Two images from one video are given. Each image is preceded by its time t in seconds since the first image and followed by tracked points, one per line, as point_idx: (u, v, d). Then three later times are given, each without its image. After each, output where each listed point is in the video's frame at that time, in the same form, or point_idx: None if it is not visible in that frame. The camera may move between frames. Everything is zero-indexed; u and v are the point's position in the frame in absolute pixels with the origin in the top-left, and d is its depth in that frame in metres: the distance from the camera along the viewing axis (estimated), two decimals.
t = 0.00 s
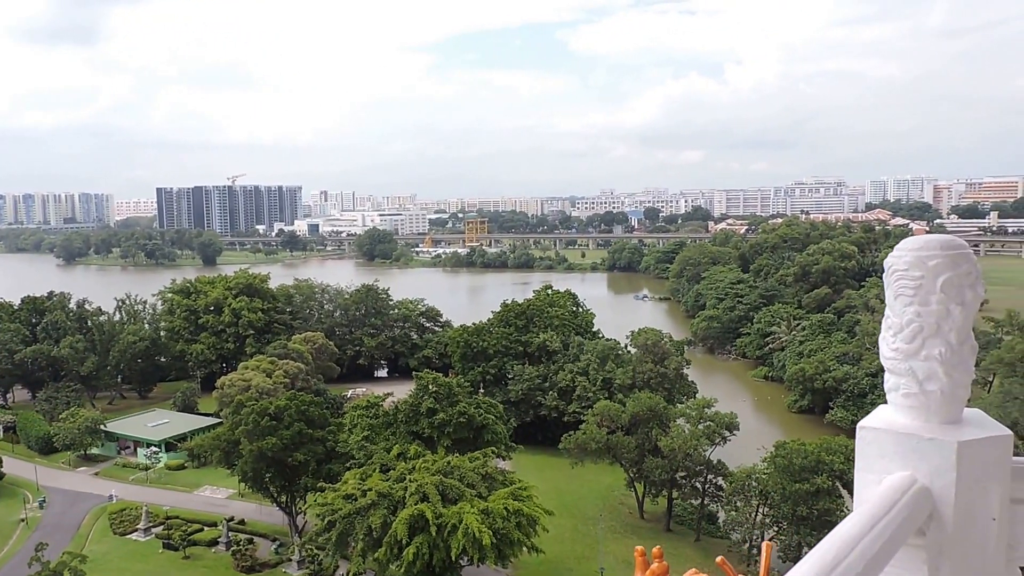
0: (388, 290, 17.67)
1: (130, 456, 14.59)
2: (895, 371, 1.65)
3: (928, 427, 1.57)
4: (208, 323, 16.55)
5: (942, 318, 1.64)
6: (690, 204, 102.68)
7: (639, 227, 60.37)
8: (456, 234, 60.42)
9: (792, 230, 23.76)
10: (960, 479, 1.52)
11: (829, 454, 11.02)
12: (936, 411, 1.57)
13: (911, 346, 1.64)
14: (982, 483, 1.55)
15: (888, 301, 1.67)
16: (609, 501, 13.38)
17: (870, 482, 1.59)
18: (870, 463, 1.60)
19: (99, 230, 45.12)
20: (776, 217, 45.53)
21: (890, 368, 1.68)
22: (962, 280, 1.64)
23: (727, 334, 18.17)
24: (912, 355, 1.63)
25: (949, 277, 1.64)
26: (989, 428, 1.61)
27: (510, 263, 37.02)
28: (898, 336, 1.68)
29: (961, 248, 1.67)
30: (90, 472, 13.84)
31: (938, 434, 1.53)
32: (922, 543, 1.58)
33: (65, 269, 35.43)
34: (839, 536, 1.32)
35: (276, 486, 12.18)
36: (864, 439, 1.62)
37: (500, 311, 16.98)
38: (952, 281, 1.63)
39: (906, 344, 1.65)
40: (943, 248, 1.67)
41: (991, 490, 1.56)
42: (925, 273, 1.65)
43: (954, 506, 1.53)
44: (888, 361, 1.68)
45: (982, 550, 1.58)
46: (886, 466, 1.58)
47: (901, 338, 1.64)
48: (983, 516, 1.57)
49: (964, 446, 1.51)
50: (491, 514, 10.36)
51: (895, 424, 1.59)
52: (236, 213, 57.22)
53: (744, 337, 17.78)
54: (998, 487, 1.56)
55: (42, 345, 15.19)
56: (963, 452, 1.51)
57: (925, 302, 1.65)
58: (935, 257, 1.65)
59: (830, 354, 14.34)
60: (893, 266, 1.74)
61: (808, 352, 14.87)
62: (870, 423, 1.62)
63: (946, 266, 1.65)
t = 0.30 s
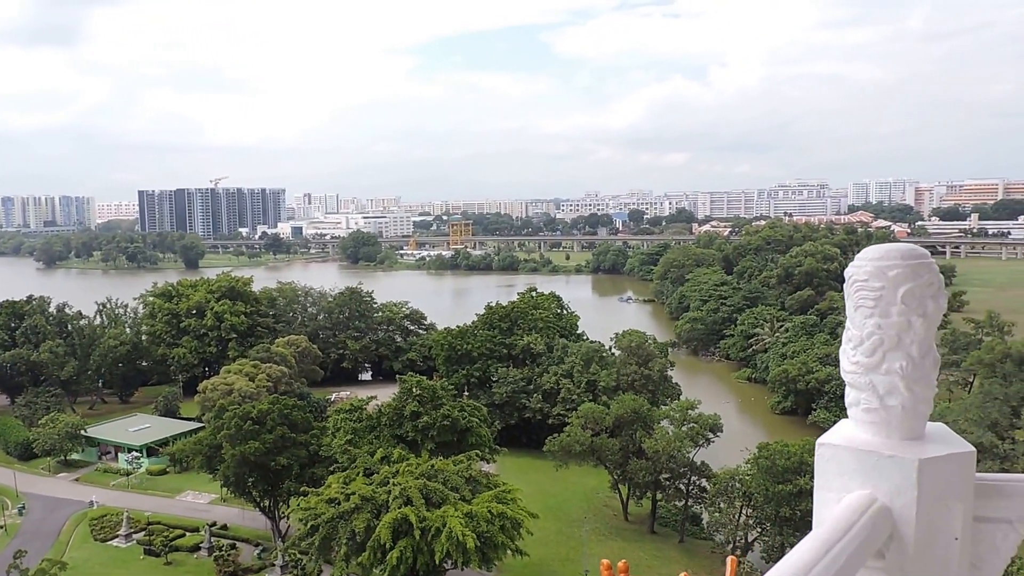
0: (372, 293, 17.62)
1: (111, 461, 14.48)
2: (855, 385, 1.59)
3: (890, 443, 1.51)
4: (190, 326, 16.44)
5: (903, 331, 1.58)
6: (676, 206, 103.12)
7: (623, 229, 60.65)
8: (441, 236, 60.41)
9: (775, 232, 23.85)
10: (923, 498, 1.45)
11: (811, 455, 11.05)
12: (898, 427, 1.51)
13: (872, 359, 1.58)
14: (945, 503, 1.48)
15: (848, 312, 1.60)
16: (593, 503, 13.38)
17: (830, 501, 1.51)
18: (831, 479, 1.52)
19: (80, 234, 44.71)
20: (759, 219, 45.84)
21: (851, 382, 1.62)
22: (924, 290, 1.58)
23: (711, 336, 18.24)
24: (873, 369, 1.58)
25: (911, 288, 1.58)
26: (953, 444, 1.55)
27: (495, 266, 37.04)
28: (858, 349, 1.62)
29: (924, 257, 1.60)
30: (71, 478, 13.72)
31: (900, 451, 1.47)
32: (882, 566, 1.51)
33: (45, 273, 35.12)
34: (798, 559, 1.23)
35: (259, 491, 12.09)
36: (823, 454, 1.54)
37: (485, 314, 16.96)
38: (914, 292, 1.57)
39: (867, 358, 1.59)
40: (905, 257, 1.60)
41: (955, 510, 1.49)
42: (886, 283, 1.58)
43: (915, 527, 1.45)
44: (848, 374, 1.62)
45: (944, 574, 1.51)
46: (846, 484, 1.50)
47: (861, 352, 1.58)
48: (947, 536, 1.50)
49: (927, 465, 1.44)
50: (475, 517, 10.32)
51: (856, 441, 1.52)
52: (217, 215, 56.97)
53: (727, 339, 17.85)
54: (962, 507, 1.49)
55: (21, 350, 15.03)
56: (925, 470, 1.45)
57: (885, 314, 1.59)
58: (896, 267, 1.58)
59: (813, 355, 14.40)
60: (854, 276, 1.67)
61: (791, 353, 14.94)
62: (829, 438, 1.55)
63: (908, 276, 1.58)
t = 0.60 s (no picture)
0: (352, 296, 17.57)
1: (88, 466, 14.38)
2: (820, 394, 1.61)
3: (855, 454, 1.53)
4: (168, 330, 16.31)
5: (867, 338, 1.60)
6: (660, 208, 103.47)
7: (604, 231, 60.88)
8: (423, 238, 60.34)
9: (755, 233, 23.97)
10: (888, 512, 1.46)
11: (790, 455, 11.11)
12: (862, 437, 1.53)
13: (835, 368, 1.60)
14: (910, 516, 1.51)
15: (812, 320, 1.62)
16: (574, 504, 13.39)
17: (792, 514, 1.53)
18: (792, 491, 1.53)
19: (57, 236, 44.23)
20: (739, 221, 46.13)
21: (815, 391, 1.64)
22: (888, 296, 1.60)
23: (691, 337, 18.32)
24: (838, 378, 1.60)
25: (874, 293, 1.60)
26: (919, 453, 1.58)
27: (475, 268, 36.99)
28: (822, 356, 1.64)
29: (887, 263, 1.62)
30: (47, 484, 13.60)
31: (863, 462, 1.48)
32: None
33: (20, 277, 34.73)
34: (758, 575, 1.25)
35: (238, 496, 12.02)
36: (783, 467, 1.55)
37: (465, 316, 16.96)
38: (875, 299, 1.59)
39: (831, 366, 1.60)
40: (867, 263, 1.62)
41: (921, 523, 1.52)
42: (848, 288, 1.60)
43: (879, 540, 1.47)
44: (812, 383, 1.64)
45: None
46: (807, 497, 1.52)
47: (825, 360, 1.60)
48: (912, 548, 1.52)
49: (891, 476, 1.46)
50: (455, 520, 10.30)
51: (819, 451, 1.54)
52: (197, 218, 56.58)
53: (707, 340, 17.94)
54: (928, 520, 1.52)
55: None
56: (889, 482, 1.46)
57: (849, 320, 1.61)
58: (860, 273, 1.60)
59: (792, 356, 14.49)
60: (816, 281, 1.69)
61: (771, 354, 15.02)
62: (793, 449, 1.56)
63: (871, 282, 1.60)
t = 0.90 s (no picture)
0: (328, 299, 17.47)
1: (60, 473, 14.21)
2: (770, 403, 1.61)
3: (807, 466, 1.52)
4: (142, 334, 16.13)
5: (818, 343, 1.61)
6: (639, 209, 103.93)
7: (582, 233, 61.11)
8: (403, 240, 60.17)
9: (732, 235, 24.17)
10: (840, 528, 1.44)
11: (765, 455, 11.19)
12: (812, 449, 1.52)
13: (784, 376, 1.60)
14: (864, 532, 1.47)
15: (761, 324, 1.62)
16: (552, 506, 13.41)
17: (742, 530, 1.52)
18: (741, 506, 1.52)
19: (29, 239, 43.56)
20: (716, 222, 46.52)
21: (766, 398, 1.64)
22: (839, 299, 1.60)
23: (668, 338, 18.43)
24: (787, 386, 1.60)
25: (824, 296, 1.60)
26: (872, 464, 1.56)
27: (454, 270, 36.89)
28: (772, 363, 1.63)
29: (839, 265, 1.61)
30: (17, 492, 13.41)
31: (813, 476, 1.47)
32: None
33: None
34: None
35: (213, 501, 11.91)
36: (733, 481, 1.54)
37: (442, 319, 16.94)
38: (826, 301, 1.59)
39: (780, 374, 1.61)
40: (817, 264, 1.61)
41: (875, 538, 1.48)
42: (798, 291, 1.60)
43: (830, 557, 1.44)
44: (763, 391, 1.64)
45: None
46: (757, 511, 1.50)
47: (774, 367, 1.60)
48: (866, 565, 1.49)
49: (842, 491, 1.44)
50: (432, 523, 10.26)
51: (767, 464, 1.53)
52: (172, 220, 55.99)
53: (684, 341, 18.06)
54: (883, 535, 1.49)
55: None
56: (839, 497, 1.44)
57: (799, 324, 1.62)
58: (808, 274, 1.60)
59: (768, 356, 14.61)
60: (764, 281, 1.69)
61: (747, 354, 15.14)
62: (743, 462, 1.55)
63: (821, 286, 1.60)
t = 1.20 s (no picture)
0: (304, 301, 17.24)
1: (22, 482, 13.80)
2: (726, 410, 1.50)
3: (763, 475, 1.42)
4: (109, 338, 15.74)
5: (775, 348, 1.49)
6: (610, 211, 104.78)
7: (557, 234, 61.32)
8: (376, 241, 59.77)
9: (705, 237, 24.47)
10: (796, 541, 1.35)
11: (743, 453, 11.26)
12: (770, 458, 1.41)
13: (741, 382, 1.48)
14: (823, 542, 1.38)
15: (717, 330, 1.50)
16: (529, 508, 13.39)
17: (699, 542, 1.43)
18: (697, 516, 1.43)
19: None
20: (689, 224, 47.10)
21: (721, 406, 1.52)
22: (797, 301, 1.48)
23: (643, 339, 18.56)
24: (743, 393, 1.48)
25: (782, 299, 1.48)
26: (832, 472, 1.46)
27: (430, 271, 36.72)
28: (728, 369, 1.52)
29: (797, 265, 1.50)
30: None
31: (771, 486, 1.37)
32: None
33: None
34: None
35: (184, 509, 11.65)
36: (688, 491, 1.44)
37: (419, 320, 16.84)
38: (783, 304, 1.47)
39: (736, 381, 1.49)
40: (774, 265, 1.49)
41: (834, 548, 1.39)
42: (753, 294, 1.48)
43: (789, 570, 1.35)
44: (719, 397, 1.53)
45: None
46: (715, 523, 1.41)
47: (730, 374, 1.48)
48: None
49: (799, 500, 1.36)
50: (409, 527, 10.17)
51: (724, 474, 1.42)
52: (138, 220, 54.77)
53: (660, 341, 18.21)
54: (842, 544, 1.40)
55: None
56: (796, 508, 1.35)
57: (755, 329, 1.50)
58: (766, 275, 1.47)
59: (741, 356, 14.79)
60: (721, 282, 1.57)
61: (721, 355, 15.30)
62: (699, 472, 1.44)
63: (778, 287, 1.48)
